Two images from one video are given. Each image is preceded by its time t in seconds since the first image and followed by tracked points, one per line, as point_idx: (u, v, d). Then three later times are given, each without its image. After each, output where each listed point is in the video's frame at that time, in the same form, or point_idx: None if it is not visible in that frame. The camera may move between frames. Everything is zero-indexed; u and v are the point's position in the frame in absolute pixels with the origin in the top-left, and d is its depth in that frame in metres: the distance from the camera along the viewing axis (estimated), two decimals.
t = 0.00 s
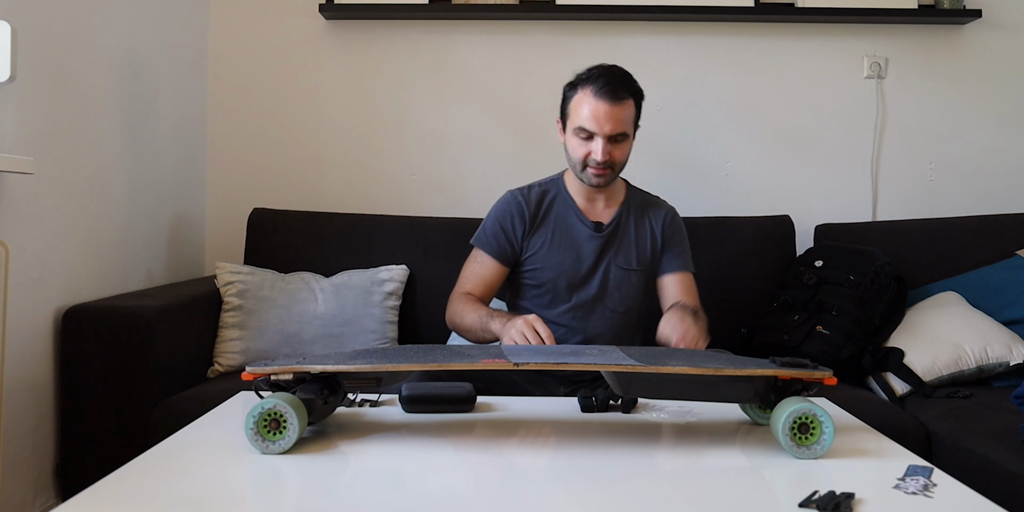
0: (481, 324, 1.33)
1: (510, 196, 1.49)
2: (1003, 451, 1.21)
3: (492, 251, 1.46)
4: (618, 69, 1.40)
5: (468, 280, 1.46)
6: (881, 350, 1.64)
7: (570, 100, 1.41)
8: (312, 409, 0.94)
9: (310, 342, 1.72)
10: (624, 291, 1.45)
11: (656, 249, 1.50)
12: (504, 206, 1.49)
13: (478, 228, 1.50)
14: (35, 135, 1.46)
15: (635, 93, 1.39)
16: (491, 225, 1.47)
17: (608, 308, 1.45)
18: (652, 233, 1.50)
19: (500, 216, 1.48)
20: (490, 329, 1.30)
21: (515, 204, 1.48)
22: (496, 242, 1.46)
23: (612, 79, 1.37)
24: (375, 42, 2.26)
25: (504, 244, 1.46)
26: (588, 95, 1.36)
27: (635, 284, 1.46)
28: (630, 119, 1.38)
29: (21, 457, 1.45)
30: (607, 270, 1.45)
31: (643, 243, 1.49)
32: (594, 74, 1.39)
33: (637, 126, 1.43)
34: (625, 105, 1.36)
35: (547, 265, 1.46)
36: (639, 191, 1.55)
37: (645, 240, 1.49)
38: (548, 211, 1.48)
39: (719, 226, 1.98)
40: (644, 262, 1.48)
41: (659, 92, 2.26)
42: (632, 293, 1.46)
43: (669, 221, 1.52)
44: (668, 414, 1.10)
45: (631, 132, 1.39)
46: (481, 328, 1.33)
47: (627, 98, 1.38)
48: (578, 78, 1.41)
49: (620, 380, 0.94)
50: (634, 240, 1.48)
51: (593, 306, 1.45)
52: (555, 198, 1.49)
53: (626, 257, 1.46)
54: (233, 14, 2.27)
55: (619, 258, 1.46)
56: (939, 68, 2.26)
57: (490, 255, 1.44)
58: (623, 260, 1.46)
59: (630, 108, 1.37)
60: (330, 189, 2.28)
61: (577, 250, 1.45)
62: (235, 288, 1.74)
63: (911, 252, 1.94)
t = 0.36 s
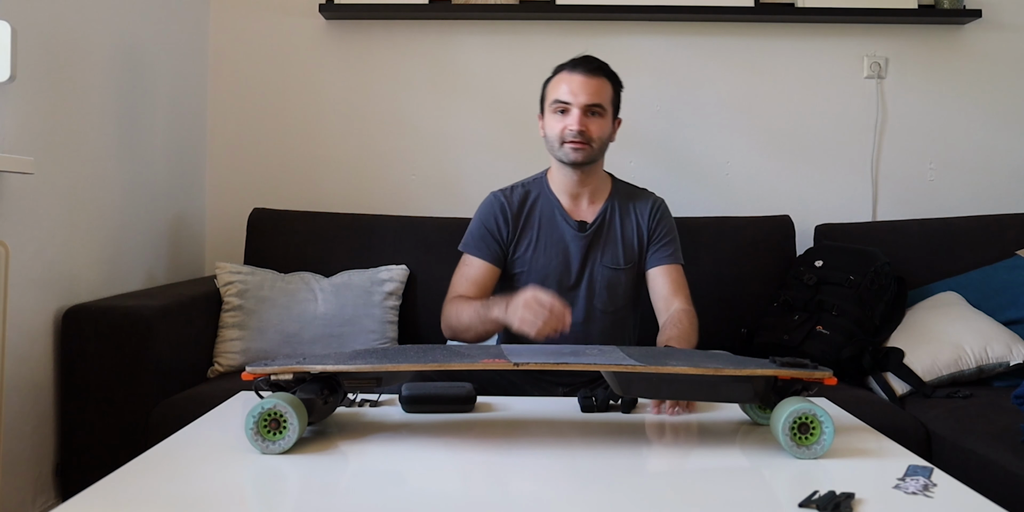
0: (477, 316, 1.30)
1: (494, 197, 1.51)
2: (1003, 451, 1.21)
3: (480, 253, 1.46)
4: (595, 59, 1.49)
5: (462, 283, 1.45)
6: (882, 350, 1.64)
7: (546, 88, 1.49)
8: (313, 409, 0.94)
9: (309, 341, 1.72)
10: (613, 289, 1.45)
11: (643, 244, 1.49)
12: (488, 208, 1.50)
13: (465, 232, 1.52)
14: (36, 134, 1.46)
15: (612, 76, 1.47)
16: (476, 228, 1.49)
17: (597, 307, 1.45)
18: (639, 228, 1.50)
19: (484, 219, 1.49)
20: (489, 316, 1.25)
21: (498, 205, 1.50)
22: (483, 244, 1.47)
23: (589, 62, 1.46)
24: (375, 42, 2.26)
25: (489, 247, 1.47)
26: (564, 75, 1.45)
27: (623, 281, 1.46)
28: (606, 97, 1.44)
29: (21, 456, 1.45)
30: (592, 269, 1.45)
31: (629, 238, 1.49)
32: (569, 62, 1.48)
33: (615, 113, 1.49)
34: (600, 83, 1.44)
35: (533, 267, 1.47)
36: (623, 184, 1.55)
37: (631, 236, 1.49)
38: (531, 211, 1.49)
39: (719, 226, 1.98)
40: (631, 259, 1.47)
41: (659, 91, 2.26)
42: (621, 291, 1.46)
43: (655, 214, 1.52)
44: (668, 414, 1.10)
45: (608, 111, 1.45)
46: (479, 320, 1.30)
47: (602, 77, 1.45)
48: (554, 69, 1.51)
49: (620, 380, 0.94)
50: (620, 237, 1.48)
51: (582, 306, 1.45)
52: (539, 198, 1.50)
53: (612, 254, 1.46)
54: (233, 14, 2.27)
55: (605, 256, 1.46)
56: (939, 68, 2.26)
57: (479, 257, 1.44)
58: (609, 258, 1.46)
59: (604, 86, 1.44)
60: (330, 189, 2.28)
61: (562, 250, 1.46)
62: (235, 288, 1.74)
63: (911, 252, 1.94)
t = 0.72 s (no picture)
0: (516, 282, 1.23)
1: (481, 197, 1.48)
2: (1003, 451, 1.21)
3: (481, 246, 1.39)
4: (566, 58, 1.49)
5: (468, 271, 1.37)
6: (882, 350, 1.64)
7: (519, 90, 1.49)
8: (313, 409, 0.94)
9: (310, 341, 1.72)
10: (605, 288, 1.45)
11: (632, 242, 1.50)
12: (477, 209, 1.46)
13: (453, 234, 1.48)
14: (36, 134, 1.46)
15: (586, 74, 1.47)
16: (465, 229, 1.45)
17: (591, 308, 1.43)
18: (627, 226, 1.50)
19: (475, 218, 1.44)
20: (537, 276, 1.19)
21: (487, 206, 1.46)
22: (480, 241, 1.41)
23: (559, 61, 1.46)
24: (375, 42, 2.26)
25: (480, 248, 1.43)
26: (537, 75, 1.44)
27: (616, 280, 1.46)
28: (581, 95, 1.44)
29: (21, 456, 1.45)
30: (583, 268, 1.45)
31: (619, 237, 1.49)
32: (541, 62, 1.48)
33: (592, 110, 1.49)
34: (574, 81, 1.44)
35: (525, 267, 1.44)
36: (607, 181, 1.55)
37: (621, 234, 1.49)
38: (519, 212, 1.46)
39: (719, 226, 1.98)
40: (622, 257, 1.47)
41: (659, 91, 2.26)
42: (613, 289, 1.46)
43: (643, 211, 1.53)
44: (668, 414, 1.10)
45: (584, 109, 1.45)
46: (523, 286, 1.23)
47: (575, 75, 1.45)
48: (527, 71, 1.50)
49: (620, 380, 0.94)
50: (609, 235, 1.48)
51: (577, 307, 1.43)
52: (525, 199, 1.48)
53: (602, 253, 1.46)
54: (233, 14, 2.27)
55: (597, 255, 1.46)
56: (939, 68, 2.26)
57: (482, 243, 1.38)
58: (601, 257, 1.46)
59: (577, 84, 1.44)
60: (330, 189, 2.28)
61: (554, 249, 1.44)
62: (235, 288, 1.74)
63: (911, 252, 1.94)
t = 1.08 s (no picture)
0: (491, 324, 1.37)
1: (467, 203, 1.51)
2: (1002, 451, 1.21)
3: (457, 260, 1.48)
4: (559, 58, 1.48)
5: (445, 292, 1.49)
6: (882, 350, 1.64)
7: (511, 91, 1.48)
8: (312, 409, 0.94)
9: (309, 342, 1.72)
10: (591, 292, 1.46)
11: (621, 246, 1.50)
12: (461, 215, 1.50)
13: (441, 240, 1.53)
14: (36, 134, 1.46)
15: (578, 75, 1.46)
16: (450, 238, 1.50)
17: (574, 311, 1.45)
18: (616, 229, 1.50)
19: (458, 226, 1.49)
20: (509, 326, 1.34)
21: (470, 212, 1.49)
22: (460, 252, 1.48)
23: (552, 63, 1.44)
24: (375, 42, 2.26)
25: (464, 256, 1.48)
26: (529, 77, 1.43)
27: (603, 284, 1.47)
28: (574, 99, 1.43)
29: (21, 456, 1.45)
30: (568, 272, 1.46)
31: (607, 240, 1.48)
32: (534, 62, 1.47)
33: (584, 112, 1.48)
34: (566, 84, 1.42)
35: (507, 273, 1.47)
36: (598, 183, 1.54)
37: (609, 237, 1.49)
38: (503, 216, 1.48)
39: (719, 226, 1.98)
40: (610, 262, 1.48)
41: (658, 91, 2.26)
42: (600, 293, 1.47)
43: (633, 214, 1.52)
44: (667, 414, 1.10)
45: (576, 112, 1.44)
46: (495, 330, 1.36)
47: (568, 78, 1.44)
48: (519, 70, 1.49)
49: (620, 380, 0.94)
50: (596, 238, 1.48)
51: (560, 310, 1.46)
52: (511, 203, 1.50)
53: (588, 258, 1.47)
54: (233, 14, 2.27)
55: (582, 260, 1.47)
56: (939, 68, 2.26)
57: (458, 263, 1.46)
58: (586, 262, 1.47)
59: (570, 87, 1.43)
60: (330, 189, 2.28)
61: (536, 255, 1.46)
62: (235, 288, 1.74)
63: (911, 252, 1.94)
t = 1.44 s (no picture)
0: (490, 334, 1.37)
1: (461, 205, 1.52)
2: (1002, 451, 1.21)
3: (453, 263, 1.49)
4: (557, 58, 1.48)
5: (446, 299, 1.50)
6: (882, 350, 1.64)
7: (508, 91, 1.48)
8: (313, 409, 0.94)
9: (309, 342, 1.72)
10: (587, 292, 1.46)
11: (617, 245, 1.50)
12: (456, 218, 1.51)
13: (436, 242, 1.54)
14: (35, 134, 1.46)
15: (575, 76, 1.46)
16: (445, 240, 1.51)
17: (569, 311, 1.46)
18: (612, 229, 1.50)
19: (453, 229, 1.51)
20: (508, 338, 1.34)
21: (465, 214, 1.50)
22: (456, 255, 1.50)
23: (550, 63, 1.44)
24: (375, 42, 2.26)
25: (459, 258, 1.50)
26: (527, 77, 1.43)
27: (598, 284, 1.47)
28: (571, 99, 1.43)
29: (21, 457, 1.45)
30: (563, 272, 1.46)
31: (602, 240, 1.48)
32: (531, 62, 1.47)
33: (580, 112, 1.48)
34: (564, 84, 1.42)
35: (502, 275, 1.48)
36: (593, 182, 1.54)
37: (605, 237, 1.49)
38: (497, 218, 1.49)
39: (720, 226, 1.98)
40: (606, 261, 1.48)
41: (658, 91, 2.26)
42: (597, 293, 1.47)
43: (629, 214, 1.51)
44: (667, 414, 1.10)
45: (573, 112, 1.44)
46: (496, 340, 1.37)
47: (565, 78, 1.44)
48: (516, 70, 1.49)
49: (620, 380, 0.94)
50: (592, 238, 1.48)
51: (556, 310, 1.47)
52: (505, 204, 1.50)
53: (583, 257, 1.47)
54: (233, 14, 2.27)
55: (577, 260, 1.46)
56: (940, 68, 2.26)
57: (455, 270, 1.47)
58: (581, 261, 1.46)
59: (568, 87, 1.43)
60: (330, 189, 2.28)
61: (531, 256, 1.47)
62: (235, 288, 1.74)
63: (911, 252, 1.94)
